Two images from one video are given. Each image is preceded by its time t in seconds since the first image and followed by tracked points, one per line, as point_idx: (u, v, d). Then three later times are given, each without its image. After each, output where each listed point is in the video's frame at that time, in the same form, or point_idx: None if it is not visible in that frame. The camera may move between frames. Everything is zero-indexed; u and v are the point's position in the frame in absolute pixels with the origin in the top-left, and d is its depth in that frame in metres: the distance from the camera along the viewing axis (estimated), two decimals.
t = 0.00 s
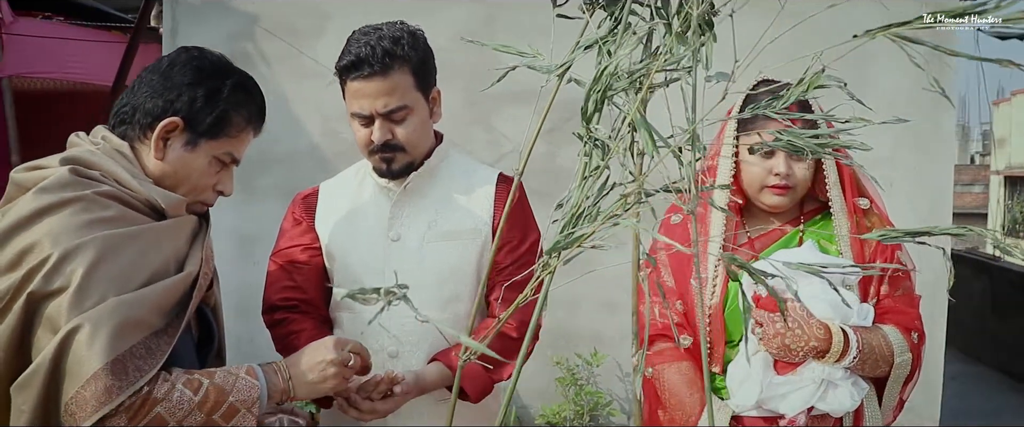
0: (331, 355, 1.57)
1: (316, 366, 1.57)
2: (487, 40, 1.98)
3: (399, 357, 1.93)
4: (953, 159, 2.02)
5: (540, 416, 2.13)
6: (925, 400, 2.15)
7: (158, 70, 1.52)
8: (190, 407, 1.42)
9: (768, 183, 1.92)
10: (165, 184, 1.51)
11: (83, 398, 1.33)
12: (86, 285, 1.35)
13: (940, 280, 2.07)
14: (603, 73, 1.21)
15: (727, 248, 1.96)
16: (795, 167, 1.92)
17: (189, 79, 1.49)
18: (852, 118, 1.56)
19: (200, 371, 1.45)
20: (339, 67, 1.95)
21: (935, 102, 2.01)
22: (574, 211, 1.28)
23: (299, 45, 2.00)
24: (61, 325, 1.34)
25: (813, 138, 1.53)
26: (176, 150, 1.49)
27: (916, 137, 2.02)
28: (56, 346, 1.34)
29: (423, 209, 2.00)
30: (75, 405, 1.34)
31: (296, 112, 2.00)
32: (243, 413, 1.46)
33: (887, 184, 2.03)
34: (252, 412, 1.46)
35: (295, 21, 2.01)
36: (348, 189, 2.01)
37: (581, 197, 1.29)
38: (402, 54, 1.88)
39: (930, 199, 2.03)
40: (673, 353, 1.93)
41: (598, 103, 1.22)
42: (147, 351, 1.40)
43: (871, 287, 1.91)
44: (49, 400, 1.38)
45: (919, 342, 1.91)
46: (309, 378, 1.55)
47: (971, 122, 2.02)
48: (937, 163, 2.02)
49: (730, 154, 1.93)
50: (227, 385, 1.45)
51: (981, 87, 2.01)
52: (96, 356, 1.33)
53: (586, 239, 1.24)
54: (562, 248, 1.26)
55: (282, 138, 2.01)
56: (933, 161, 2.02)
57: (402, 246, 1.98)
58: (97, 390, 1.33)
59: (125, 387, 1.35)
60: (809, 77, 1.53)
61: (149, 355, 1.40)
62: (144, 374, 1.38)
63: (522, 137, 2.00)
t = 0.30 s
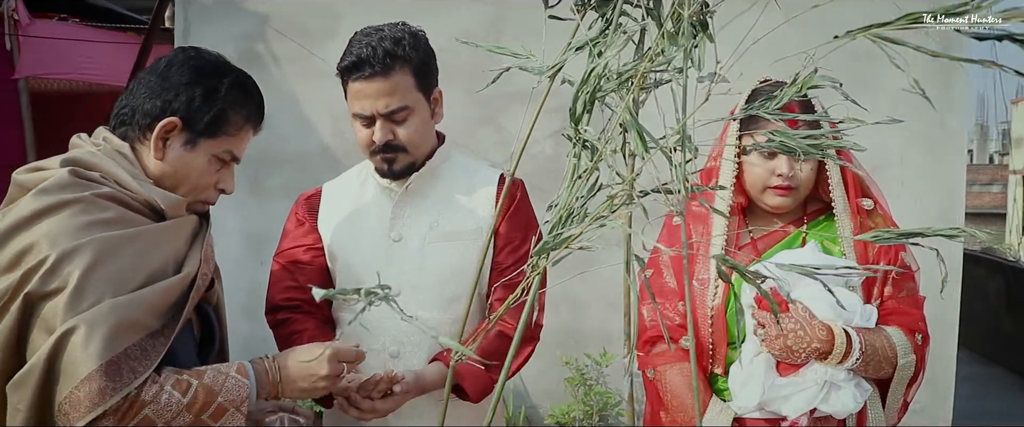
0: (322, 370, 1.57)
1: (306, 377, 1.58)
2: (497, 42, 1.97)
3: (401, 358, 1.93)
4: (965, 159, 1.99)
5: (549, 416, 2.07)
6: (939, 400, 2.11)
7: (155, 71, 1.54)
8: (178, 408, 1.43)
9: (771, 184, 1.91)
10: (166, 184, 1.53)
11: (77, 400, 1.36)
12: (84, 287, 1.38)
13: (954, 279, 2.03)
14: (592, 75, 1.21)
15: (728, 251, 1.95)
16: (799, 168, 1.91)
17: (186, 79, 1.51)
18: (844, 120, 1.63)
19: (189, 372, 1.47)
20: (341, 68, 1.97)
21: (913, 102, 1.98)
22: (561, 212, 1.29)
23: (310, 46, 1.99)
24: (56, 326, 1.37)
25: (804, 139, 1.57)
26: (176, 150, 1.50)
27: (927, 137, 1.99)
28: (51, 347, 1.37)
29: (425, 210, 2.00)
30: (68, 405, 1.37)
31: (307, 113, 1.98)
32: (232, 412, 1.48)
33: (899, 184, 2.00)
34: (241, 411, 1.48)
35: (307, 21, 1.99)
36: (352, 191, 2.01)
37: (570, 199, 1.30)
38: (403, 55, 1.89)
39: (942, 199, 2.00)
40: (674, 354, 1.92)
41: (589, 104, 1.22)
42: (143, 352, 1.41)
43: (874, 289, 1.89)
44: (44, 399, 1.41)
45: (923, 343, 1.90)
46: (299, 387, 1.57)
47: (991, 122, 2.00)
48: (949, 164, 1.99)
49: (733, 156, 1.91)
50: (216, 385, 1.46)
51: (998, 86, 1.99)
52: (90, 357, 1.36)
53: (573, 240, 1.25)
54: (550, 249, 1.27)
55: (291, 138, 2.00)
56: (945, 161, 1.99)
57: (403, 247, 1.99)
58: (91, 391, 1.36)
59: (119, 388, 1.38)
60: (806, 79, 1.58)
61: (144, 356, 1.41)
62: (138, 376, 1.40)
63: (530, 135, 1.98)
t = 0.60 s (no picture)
0: (290, 376, 1.55)
1: (273, 380, 1.56)
2: (506, 46, 1.97)
3: (399, 357, 1.94)
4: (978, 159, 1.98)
5: (558, 416, 2.07)
6: (953, 404, 2.09)
7: (138, 70, 1.55)
8: (139, 412, 1.44)
9: (770, 184, 1.90)
10: (164, 182, 1.55)
11: (51, 401, 1.38)
12: (69, 289, 1.39)
13: (963, 280, 2.01)
14: (573, 73, 1.20)
15: (727, 251, 1.93)
16: (798, 167, 1.90)
17: (168, 73, 1.52)
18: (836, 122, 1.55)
19: (152, 375, 1.47)
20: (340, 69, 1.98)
21: (877, 99, 1.97)
22: (541, 212, 1.29)
23: (321, 46, 1.99)
24: (39, 327, 1.39)
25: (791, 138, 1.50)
26: (169, 145, 1.52)
27: (934, 137, 1.97)
28: (31, 345, 1.38)
29: (424, 211, 2.02)
30: (37, 406, 1.39)
31: (317, 113, 1.99)
32: (195, 415, 1.48)
33: (909, 185, 1.99)
34: (203, 413, 1.49)
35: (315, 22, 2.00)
36: (351, 191, 2.02)
37: (548, 199, 1.30)
38: (400, 56, 1.89)
39: (955, 199, 1.98)
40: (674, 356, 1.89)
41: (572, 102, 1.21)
42: (123, 357, 1.44)
43: (874, 289, 1.87)
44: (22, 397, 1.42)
45: (924, 343, 1.89)
46: (265, 389, 1.56)
47: (1013, 121, 1.98)
48: (962, 165, 1.97)
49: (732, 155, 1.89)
50: (179, 388, 1.46)
51: None
52: (70, 359, 1.38)
53: (553, 240, 1.25)
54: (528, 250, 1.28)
55: (302, 139, 2.02)
56: (957, 161, 1.97)
57: (401, 247, 2.00)
58: (67, 392, 1.38)
59: (95, 391, 1.40)
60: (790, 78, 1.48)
61: (124, 361, 1.43)
62: (115, 379, 1.42)
63: (542, 136, 1.99)
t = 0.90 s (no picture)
0: (250, 388, 1.58)
1: (234, 389, 1.59)
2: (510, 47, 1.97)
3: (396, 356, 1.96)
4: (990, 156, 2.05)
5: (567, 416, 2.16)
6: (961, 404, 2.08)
7: (120, 66, 1.59)
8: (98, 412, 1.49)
9: (769, 183, 1.87)
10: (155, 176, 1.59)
11: (16, 393, 1.44)
12: (49, 285, 1.44)
13: (977, 282, 2.09)
14: (552, 70, 1.20)
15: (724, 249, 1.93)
16: (795, 166, 1.86)
17: (149, 66, 1.55)
18: (823, 118, 1.51)
19: (113, 377, 1.51)
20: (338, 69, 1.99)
21: (832, 95, 2.06)
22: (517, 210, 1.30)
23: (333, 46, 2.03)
24: (15, 319, 1.44)
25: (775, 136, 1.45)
26: (157, 138, 1.56)
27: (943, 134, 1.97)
28: (6, 335, 1.44)
29: (422, 209, 2.03)
30: None
31: (328, 113, 2.11)
32: (153, 418, 1.52)
33: (921, 181, 2.08)
34: (161, 417, 1.53)
35: (328, 21, 2.12)
36: (352, 189, 2.06)
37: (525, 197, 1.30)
38: (397, 55, 1.90)
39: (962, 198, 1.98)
40: (670, 354, 1.89)
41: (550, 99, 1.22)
42: (93, 352, 1.49)
43: (871, 288, 1.86)
44: None
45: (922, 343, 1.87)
46: (225, 397, 1.59)
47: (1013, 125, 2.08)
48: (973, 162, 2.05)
49: (729, 154, 1.89)
50: (138, 392, 1.50)
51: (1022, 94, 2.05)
52: (39, 354, 1.44)
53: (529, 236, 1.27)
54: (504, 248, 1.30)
55: (316, 139, 2.14)
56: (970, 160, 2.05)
57: (399, 245, 2.02)
58: (33, 385, 1.45)
59: (64, 385, 1.47)
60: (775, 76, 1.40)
61: (93, 356, 1.49)
62: (83, 375, 1.48)
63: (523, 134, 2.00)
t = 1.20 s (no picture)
0: (229, 391, 1.77)
1: (211, 392, 1.77)
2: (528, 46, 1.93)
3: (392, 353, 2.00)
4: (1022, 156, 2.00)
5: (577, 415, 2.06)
6: (981, 405, 2.05)
7: (111, 63, 1.75)
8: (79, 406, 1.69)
9: (766, 181, 1.87)
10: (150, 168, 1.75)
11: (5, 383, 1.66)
12: (39, 279, 1.62)
13: (991, 282, 1.98)
14: (532, 71, 1.28)
15: (724, 247, 1.92)
16: (793, 164, 1.87)
17: (134, 61, 1.73)
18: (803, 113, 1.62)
19: (95, 375, 1.71)
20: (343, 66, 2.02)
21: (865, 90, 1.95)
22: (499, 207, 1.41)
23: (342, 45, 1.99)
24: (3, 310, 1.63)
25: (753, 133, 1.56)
26: (146, 131, 1.72)
27: (963, 131, 1.94)
28: None
29: (421, 207, 2.04)
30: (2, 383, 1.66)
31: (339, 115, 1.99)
32: (131, 415, 1.71)
33: (934, 183, 1.95)
34: (138, 416, 1.72)
35: (339, 22, 2.00)
36: (353, 186, 2.04)
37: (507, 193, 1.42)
38: (397, 53, 1.92)
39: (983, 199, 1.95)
40: (668, 353, 1.89)
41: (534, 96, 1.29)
42: (81, 346, 1.69)
43: (873, 287, 1.84)
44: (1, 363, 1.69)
45: (924, 342, 1.87)
46: (203, 398, 1.78)
47: None
48: (988, 163, 1.94)
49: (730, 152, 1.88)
50: (118, 391, 1.69)
51: None
52: (26, 344, 1.64)
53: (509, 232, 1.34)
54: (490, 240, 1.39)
55: (326, 140, 2.02)
56: (983, 161, 1.94)
57: (399, 242, 2.03)
58: (24, 375, 1.65)
59: (47, 376, 1.67)
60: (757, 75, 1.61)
61: (80, 350, 1.69)
62: (66, 368, 1.67)
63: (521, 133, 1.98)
